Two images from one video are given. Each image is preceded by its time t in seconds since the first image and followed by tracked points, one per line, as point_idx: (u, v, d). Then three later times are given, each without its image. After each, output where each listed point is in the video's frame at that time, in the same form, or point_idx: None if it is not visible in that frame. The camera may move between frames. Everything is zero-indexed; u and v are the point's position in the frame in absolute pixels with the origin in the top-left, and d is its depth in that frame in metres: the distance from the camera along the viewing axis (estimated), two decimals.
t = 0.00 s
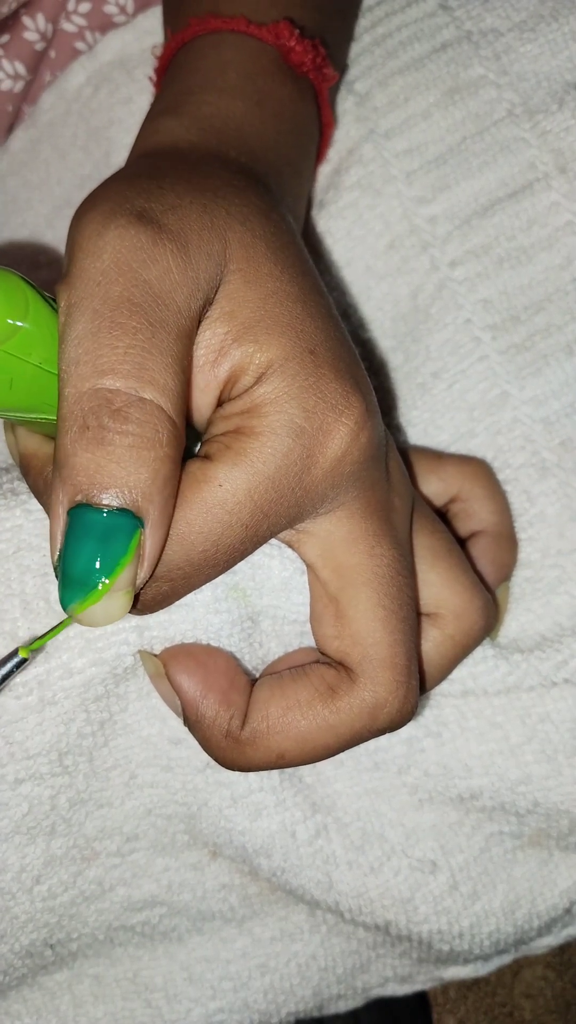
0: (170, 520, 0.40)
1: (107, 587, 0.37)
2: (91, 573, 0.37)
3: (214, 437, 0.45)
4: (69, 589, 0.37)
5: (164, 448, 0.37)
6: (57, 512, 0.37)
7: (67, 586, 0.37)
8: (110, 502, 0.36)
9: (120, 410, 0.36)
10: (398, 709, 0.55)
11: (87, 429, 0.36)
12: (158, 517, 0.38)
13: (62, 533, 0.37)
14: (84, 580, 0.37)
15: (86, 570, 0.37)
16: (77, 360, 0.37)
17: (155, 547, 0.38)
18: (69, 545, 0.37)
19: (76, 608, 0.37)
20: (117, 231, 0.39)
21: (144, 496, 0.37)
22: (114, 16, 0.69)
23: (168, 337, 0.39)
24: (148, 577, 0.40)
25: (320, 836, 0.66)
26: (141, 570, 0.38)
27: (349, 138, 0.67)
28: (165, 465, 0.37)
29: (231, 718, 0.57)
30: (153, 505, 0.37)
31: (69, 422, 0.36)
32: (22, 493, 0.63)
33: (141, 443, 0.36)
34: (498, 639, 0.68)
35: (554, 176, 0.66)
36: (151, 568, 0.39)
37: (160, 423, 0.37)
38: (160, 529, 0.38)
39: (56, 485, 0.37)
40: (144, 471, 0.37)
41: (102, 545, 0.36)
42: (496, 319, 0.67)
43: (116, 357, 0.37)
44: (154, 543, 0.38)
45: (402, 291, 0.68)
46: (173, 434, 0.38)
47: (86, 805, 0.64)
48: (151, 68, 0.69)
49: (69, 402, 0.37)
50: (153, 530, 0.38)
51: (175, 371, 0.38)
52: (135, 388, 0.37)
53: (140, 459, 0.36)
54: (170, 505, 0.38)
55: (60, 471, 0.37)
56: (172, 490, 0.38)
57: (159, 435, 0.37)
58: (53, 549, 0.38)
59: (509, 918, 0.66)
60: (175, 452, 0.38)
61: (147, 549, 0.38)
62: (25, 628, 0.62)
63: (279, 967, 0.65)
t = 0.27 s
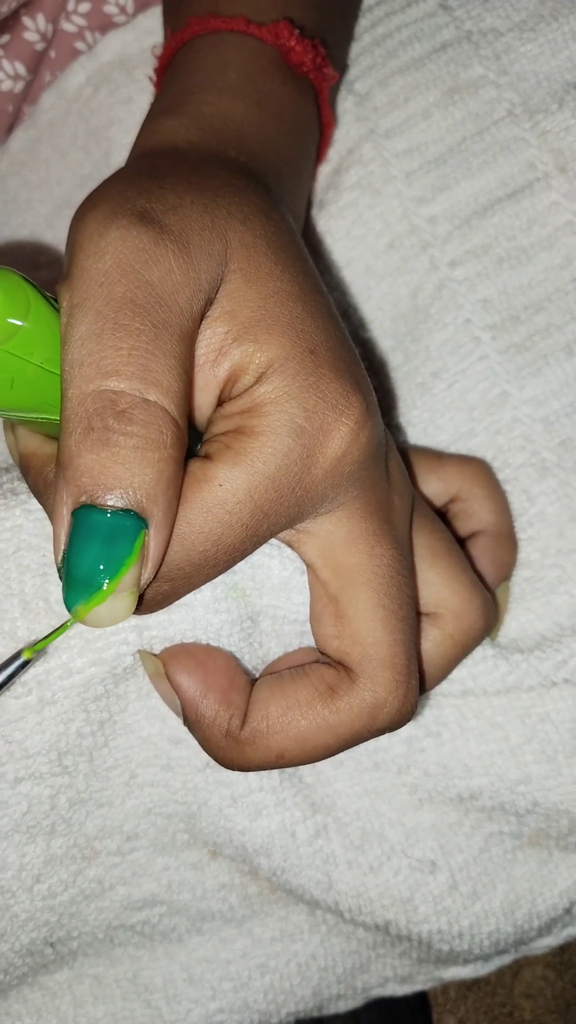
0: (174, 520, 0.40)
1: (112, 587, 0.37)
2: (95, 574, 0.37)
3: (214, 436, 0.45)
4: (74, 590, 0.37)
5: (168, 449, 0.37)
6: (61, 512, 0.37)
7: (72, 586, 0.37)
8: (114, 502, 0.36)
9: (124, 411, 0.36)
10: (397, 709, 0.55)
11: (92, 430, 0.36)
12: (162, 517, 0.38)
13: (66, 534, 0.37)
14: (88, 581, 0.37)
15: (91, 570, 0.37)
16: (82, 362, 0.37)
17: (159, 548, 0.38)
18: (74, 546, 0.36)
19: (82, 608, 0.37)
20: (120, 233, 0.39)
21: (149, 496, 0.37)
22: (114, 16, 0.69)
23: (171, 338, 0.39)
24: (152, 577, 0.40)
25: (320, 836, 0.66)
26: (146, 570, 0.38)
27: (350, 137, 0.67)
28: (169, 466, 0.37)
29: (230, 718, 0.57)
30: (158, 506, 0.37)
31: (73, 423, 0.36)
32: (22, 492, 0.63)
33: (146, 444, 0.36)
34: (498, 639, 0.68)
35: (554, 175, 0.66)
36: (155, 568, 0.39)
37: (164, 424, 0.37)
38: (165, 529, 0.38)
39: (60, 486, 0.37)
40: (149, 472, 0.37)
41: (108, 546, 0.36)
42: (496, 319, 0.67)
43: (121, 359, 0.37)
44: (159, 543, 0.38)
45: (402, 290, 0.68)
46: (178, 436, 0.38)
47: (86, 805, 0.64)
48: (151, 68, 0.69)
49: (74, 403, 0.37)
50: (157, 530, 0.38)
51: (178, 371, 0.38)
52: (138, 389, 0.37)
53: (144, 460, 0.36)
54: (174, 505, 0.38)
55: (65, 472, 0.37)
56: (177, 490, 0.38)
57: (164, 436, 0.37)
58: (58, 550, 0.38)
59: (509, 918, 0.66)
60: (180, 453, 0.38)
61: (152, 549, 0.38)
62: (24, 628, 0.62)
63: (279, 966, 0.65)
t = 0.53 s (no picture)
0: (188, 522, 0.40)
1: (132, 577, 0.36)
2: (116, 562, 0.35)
3: (217, 437, 0.45)
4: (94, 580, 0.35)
5: (184, 450, 0.37)
6: (76, 513, 0.36)
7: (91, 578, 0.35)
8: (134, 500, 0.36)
9: (138, 414, 0.36)
10: (401, 710, 0.55)
11: (112, 431, 0.36)
12: (179, 517, 0.38)
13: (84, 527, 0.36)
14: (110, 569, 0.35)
15: (109, 558, 0.35)
16: (97, 367, 0.37)
17: (177, 546, 0.38)
18: (94, 535, 0.35)
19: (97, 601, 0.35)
20: (129, 236, 0.39)
21: (168, 496, 0.37)
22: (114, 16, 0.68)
23: (184, 348, 0.39)
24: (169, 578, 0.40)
25: (321, 837, 0.66)
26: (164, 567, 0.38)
27: (351, 138, 0.67)
28: (185, 467, 0.37)
29: (234, 719, 0.57)
30: (176, 505, 0.37)
31: (88, 426, 0.36)
32: (23, 494, 0.63)
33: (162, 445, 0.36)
34: (499, 640, 0.68)
35: (555, 176, 0.66)
36: (175, 565, 0.39)
37: (179, 426, 0.37)
38: (182, 529, 0.38)
39: (74, 489, 0.36)
40: (169, 472, 0.36)
41: (130, 532, 0.35)
42: (496, 320, 0.67)
43: (136, 365, 0.37)
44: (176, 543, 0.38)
45: (403, 291, 0.68)
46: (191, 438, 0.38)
47: (87, 807, 0.64)
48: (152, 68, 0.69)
49: (91, 407, 0.36)
50: (175, 531, 0.37)
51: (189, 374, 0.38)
52: (151, 391, 0.37)
53: (164, 460, 0.36)
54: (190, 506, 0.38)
55: (80, 474, 0.36)
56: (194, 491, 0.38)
57: (180, 437, 0.37)
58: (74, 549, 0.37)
59: (510, 919, 0.66)
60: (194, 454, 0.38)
61: (170, 548, 0.38)
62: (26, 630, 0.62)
63: (279, 968, 0.65)
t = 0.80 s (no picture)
0: (184, 521, 0.40)
1: (128, 575, 0.36)
2: (111, 562, 0.36)
3: (215, 435, 0.45)
4: (89, 579, 0.36)
5: (180, 449, 0.37)
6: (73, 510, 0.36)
7: (87, 576, 0.36)
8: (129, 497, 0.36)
9: (135, 412, 0.36)
10: (399, 709, 0.55)
11: (108, 429, 0.36)
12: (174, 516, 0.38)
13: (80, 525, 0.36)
14: (104, 568, 0.36)
15: (106, 558, 0.36)
16: (93, 364, 0.37)
17: (173, 545, 0.38)
18: (89, 535, 0.36)
19: (95, 599, 0.36)
20: (126, 234, 0.39)
21: (164, 495, 0.37)
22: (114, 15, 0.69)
23: (181, 345, 0.39)
24: (165, 577, 0.40)
25: (320, 836, 0.66)
26: (160, 566, 0.38)
27: (350, 137, 0.67)
28: (182, 467, 0.37)
29: (232, 718, 0.57)
30: (172, 504, 0.37)
31: (85, 424, 0.36)
32: (22, 493, 0.63)
33: (158, 443, 0.36)
34: (498, 639, 0.68)
35: (554, 176, 0.66)
36: (170, 564, 0.39)
37: (175, 424, 0.37)
38: (177, 528, 0.38)
39: (72, 487, 0.37)
40: (165, 470, 0.36)
41: (126, 532, 0.36)
42: (496, 319, 0.67)
43: (131, 362, 0.37)
44: (172, 541, 0.38)
45: (403, 291, 0.68)
46: (188, 436, 0.38)
47: (86, 806, 0.64)
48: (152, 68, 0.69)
49: (87, 405, 0.36)
50: (170, 529, 0.38)
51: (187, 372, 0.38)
52: (148, 389, 0.37)
53: (160, 459, 0.36)
54: (186, 505, 0.38)
55: (77, 473, 0.36)
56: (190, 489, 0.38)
57: (176, 436, 0.37)
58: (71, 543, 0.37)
59: (509, 918, 0.66)
60: (190, 453, 0.38)
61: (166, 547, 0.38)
62: (25, 628, 0.62)
63: (279, 967, 0.65)
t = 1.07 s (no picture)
0: (182, 523, 0.40)
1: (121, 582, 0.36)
2: (105, 567, 0.36)
3: (215, 436, 0.45)
4: (83, 584, 0.36)
5: (174, 451, 0.37)
6: (67, 511, 0.36)
7: (80, 582, 0.36)
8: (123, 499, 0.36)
9: (132, 413, 0.36)
10: (398, 710, 0.55)
11: (102, 431, 0.36)
12: (169, 518, 0.37)
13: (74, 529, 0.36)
14: (99, 574, 0.36)
15: (100, 565, 0.36)
16: (89, 365, 0.37)
17: (167, 547, 0.38)
18: (83, 540, 0.36)
19: (89, 605, 0.36)
20: (125, 235, 0.39)
21: (157, 496, 0.37)
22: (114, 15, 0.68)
23: (179, 346, 0.39)
24: (161, 578, 0.40)
25: (320, 836, 0.66)
26: (155, 568, 0.38)
27: (350, 137, 0.67)
28: (175, 468, 0.37)
29: (232, 719, 0.57)
30: (166, 506, 0.37)
31: (80, 426, 0.36)
32: (22, 493, 0.63)
33: (153, 445, 0.36)
34: (498, 639, 0.68)
35: (554, 175, 0.66)
36: (165, 566, 0.39)
37: (171, 426, 0.37)
38: (172, 530, 0.38)
39: (66, 488, 0.37)
40: (159, 472, 0.36)
41: (119, 540, 0.35)
42: (496, 319, 0.67)
43: (127, 362, 0.37)
44: (166, 543, 0.38)
45: (403, 291, 0.68)
46: (183, 437, 0.38)
47: (86, 806, 0.64)
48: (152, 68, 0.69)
49: (82, 406, 0.36)
50: (165, 531, 0.37)
51: (183, 373, 0.38)
52: (145, 391, 0.37)
53: (153, 460, 0.36)
54: (181, 506, 0.38)
55: (72, 474, 0.36)
56: (184, 491, 0.38)
57: (171, 438, 0.37)
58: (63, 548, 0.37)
59: (509, 918, 0.66)
60: (185, 455, 0.38)
61: (160, 549, 0.38)
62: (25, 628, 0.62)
63: (279, 968, 0.65)
